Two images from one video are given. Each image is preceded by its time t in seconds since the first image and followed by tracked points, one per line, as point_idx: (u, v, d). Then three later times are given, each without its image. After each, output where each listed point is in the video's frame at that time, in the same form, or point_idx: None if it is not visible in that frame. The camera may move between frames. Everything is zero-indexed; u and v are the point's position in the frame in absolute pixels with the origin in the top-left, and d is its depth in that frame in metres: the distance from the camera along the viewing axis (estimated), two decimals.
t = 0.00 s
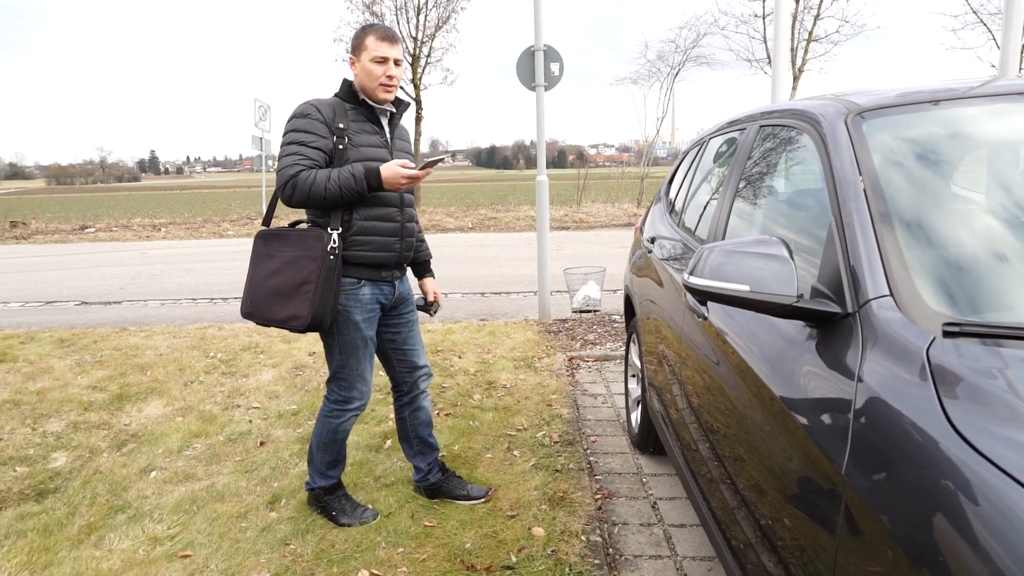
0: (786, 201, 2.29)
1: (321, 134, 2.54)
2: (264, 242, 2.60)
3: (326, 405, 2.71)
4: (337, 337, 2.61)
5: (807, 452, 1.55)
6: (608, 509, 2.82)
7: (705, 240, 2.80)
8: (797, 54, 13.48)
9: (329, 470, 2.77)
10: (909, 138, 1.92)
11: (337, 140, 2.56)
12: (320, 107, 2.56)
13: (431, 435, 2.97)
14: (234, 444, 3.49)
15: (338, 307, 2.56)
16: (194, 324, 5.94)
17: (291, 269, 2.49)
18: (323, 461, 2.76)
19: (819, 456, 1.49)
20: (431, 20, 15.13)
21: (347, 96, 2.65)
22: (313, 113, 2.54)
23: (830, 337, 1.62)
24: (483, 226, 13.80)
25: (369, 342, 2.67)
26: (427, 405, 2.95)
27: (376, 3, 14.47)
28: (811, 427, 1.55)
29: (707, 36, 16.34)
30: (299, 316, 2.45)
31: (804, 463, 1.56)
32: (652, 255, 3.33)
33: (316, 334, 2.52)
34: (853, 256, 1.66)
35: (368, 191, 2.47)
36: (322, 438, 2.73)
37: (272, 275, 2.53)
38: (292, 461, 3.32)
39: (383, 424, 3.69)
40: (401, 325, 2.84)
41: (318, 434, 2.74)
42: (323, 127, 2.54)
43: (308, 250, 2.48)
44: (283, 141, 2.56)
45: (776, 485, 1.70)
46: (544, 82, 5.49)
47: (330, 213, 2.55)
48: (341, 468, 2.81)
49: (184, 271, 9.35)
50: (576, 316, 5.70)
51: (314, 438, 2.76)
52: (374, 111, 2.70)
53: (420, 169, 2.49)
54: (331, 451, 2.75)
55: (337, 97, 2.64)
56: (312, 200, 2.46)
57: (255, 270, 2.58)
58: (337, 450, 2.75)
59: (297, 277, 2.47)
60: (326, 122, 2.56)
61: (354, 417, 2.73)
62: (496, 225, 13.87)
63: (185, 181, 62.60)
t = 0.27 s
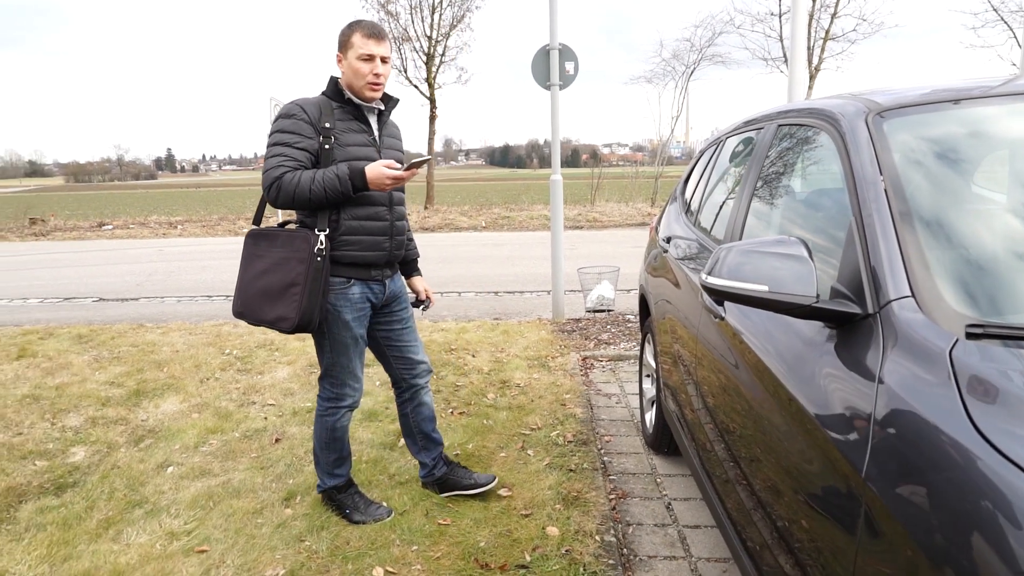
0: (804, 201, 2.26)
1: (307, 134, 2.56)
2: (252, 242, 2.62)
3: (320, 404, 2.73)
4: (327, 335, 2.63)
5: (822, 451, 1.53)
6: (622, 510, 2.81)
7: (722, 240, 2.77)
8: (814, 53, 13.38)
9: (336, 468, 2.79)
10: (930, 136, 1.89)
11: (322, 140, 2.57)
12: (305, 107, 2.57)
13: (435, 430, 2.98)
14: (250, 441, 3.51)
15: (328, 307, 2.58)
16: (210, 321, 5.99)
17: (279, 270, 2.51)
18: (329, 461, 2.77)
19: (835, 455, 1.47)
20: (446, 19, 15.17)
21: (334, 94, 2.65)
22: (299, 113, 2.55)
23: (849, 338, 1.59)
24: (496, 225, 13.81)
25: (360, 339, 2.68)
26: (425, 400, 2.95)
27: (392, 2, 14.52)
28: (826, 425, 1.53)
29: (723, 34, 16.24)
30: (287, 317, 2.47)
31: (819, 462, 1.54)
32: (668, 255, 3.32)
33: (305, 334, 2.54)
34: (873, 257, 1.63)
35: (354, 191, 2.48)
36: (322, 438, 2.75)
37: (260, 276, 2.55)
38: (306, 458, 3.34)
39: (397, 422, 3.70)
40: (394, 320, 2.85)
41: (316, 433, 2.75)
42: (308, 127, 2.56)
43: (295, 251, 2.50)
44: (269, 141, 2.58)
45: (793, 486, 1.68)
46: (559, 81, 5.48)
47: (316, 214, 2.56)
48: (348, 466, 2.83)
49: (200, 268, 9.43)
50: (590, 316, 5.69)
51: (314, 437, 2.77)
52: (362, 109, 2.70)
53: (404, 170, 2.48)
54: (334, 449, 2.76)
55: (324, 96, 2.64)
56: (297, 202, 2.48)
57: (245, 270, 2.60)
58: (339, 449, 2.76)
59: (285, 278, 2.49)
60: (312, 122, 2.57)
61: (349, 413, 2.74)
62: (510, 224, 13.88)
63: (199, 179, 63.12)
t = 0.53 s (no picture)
0: (822, 202, 2.24)
1: (311, 136, 2.57)
2: (259, 243, 2.64)
3: (329, 401, 2.75)
4: (336, 332, 2.66)
5: (840, 453, 1.51)
6: (636, 511, 2.80)
7: (740, 241, 2.75)
8: (832, 53, 13.26)
9: (349, 465, 2.82)
10: (951, 136, 1.86)
11: (326, 142, 2.59)
12: (308, 108, 2.57)
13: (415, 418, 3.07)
14: (266, 438, 3.54)
15: (337, 305, 2.61)
16: (227, 319, 6.04)
17: (289, 270, 2.54)
18: (342, 459, 2.80)
19: (854, 457, 1.45)
20: (462, 19, 15.19)
21: (334, 94, 2.66)
22: (301, 115, 2.55)
23: (868, 340, 1.56)
24: (511, 224, 13.82)
25: (367, 335, 2.72)
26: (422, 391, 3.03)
27: (408, 2, 14.56)
28: (844, 427, 1.51)
29: (740, 34, 16.12)
30: (299, 317, 2.50)
31: (836, 465, 1.52)
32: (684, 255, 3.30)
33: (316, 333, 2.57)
34: (893, 258, 1.60)
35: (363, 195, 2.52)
36: (333, 435, 2.77)
37: (270, 277, 2.57)
38: (321, 456, 3.35)
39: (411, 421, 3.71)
40: (398, 315, 2.88)
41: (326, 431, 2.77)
42: (312, 129, 2.57)
43: (305, 252, 2.53)
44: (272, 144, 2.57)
45: (810, 488, 1.67)
46: (575, 81, 5.46)
47: (324, 215, 2.60)
48: (361, 463, 2.85)
49: (217, 266, 9.52)
50: (604, 316, 5.67)
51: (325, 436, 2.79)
52: (362, 108, 2.72)
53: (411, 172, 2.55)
54: (346, 446, 2.78)
55: (325, 96, 2.65)
56: (306, 205, 2.50)
57: (251, 272, 2.62)
58: (351, 446, 2.78)
59: (296, 278, 2.52)
60: (315, 124, 2.58)
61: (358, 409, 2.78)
62: (525, 224, 13.88)
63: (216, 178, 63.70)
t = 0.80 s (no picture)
0: (823, 208, 2.23)
1: (309, 138, 2.59)
2: (255, 247, 2.62)
3: (328, 402, 2.75)
4: (338, 332, 2.67)
5: (839, 460, 1.51)
6: (635, 516, 2.79)
7: (741, 246, 2.74)
8: (834, 58, 13.27)
9: (349, 467, 2.81)
10: (952, 143, 1.85)
11: (325, 144, 2.61)
12: (305, 112, 2.59)
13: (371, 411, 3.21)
14: (265, 441, 3.53)
15: (341, 303, 2.63)
16: (227, 321, 6.03)
17: (292, 271, 2.55)
18: (341, 461, 2.78)
19: (854, 464, 1.45)
20: (464, 22, 15.22)
21: (330, 99, 2.68)
22: (299, 118, 2.57)
23: (869, 348, 1.55)
24: (512, 227, 13.83)
25: (367, 335, 2.75)
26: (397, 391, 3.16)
27: (410, 5, 14.59)
28: (844, 434, 1.51)
29: (742, 38, 16.13)
30: (306, 315, 2.51)
31: (836, 472, 1.52)
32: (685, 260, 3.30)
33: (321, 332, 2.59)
34: (894, 264, 1.59)
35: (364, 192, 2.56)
36: (333, 437, 2.75)
37: (272, 279, 2.57)
38: (319, 458, 3.35)
39: (410, 424, 3.70)
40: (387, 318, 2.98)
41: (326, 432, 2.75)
42: (311, 132, 2.59)
43: (308, 252, 2.55)
44: (270, 148, 2.58)
45: (809, 495, 1.66)
46: (576, 85, 5.47)
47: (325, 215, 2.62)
48: (360, 465, 2.84)
49: (218, 267, 9.53)
50: (604, 320, 5.66)
51: (325, 438, 2.78)
52: (357, 112, 2.75)
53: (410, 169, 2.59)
54: (345, 448, 2.77)
55: (320, 100, 2.67)
56: (308, 205, 2.52)
57: (250, 275, 2.62)
58: (351, 447, 2.77)
59: (300, 278, 2.53)
60: (313, 127, 2.60)
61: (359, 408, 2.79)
62: (526, 227, 13.88)
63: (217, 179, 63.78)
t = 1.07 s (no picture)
0: (825, 211, 2.22)
1: (315, 139, 2.62)
2: (264, 245, 2.62)
3: (334, 397, 2.73)
4: (344, 326, 2.66)
5: (841, 465, 1.50)
6: (635, 519, 2.78)
7: (743, 249, 2.73)
8: (836, 61, 13.28)
9: (351, 465, 2.80)
10: (955, 146, 1.84)
11: (330, 145, 2.64)
12: (310, 114, 2.63)
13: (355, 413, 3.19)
14: (263, 442, 3.52)
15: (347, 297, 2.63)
16: (226, 321, 6.03)
17: (303, 266, 2.54)
18: (343, 458, 2.77)
19: (857, 468, 1.43)
20: (466, 23, 15.23)
21: (328, 103, 2.71)
22: (305, 120, 2.61)
23: (873, 352, 1.54)
24: (513, 229, 13.82)
25: (372, 328, 2.74)
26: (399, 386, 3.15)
27: (412, 6, 14.59)
28: (846, 439, 1.50)
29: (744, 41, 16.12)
30: (319, 308, 2.50)
31: (838, 477, 1.51)
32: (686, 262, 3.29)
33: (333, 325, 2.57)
34: (898, 268, 1.58)
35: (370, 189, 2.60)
36: (338, 433, 2.74)
37: (283, 275, 2.56)
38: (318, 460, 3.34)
39: (410, 426, 3.69)
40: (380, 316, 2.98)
41: (331, 427, 2.75)
42: (317, 132, 2.62)
43: (319, 247, 2.54)
44: (275, 149, 2.60)
45: (811, 499, 1.65)
46: (578, 87, 5.47)
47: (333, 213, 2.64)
48: (362, 464, 2.83)
49: (218, 267, 9.52)
50: (605, 322, 5.65)
51: (329, 433, 2.76)
52: (355, 116, 2.78)
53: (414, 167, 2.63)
54: (349, 444, 2.77)
55: (320, 104, 2.70)
56: (319, 202, 2.54)
57: (260, 272, 2.60)
58: (355, 443, 2.76)
59: (312, 272, 2.52)
60: (318, 128, 2.63)
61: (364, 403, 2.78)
62: (527, 228, 13.87)
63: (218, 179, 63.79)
